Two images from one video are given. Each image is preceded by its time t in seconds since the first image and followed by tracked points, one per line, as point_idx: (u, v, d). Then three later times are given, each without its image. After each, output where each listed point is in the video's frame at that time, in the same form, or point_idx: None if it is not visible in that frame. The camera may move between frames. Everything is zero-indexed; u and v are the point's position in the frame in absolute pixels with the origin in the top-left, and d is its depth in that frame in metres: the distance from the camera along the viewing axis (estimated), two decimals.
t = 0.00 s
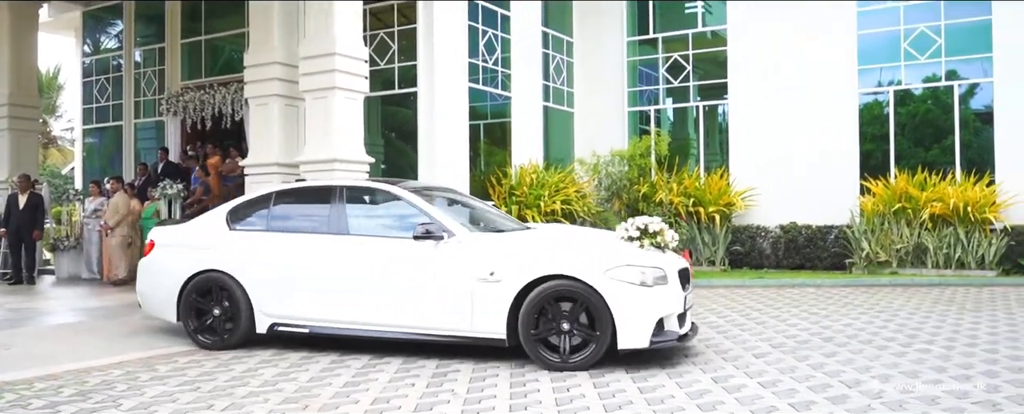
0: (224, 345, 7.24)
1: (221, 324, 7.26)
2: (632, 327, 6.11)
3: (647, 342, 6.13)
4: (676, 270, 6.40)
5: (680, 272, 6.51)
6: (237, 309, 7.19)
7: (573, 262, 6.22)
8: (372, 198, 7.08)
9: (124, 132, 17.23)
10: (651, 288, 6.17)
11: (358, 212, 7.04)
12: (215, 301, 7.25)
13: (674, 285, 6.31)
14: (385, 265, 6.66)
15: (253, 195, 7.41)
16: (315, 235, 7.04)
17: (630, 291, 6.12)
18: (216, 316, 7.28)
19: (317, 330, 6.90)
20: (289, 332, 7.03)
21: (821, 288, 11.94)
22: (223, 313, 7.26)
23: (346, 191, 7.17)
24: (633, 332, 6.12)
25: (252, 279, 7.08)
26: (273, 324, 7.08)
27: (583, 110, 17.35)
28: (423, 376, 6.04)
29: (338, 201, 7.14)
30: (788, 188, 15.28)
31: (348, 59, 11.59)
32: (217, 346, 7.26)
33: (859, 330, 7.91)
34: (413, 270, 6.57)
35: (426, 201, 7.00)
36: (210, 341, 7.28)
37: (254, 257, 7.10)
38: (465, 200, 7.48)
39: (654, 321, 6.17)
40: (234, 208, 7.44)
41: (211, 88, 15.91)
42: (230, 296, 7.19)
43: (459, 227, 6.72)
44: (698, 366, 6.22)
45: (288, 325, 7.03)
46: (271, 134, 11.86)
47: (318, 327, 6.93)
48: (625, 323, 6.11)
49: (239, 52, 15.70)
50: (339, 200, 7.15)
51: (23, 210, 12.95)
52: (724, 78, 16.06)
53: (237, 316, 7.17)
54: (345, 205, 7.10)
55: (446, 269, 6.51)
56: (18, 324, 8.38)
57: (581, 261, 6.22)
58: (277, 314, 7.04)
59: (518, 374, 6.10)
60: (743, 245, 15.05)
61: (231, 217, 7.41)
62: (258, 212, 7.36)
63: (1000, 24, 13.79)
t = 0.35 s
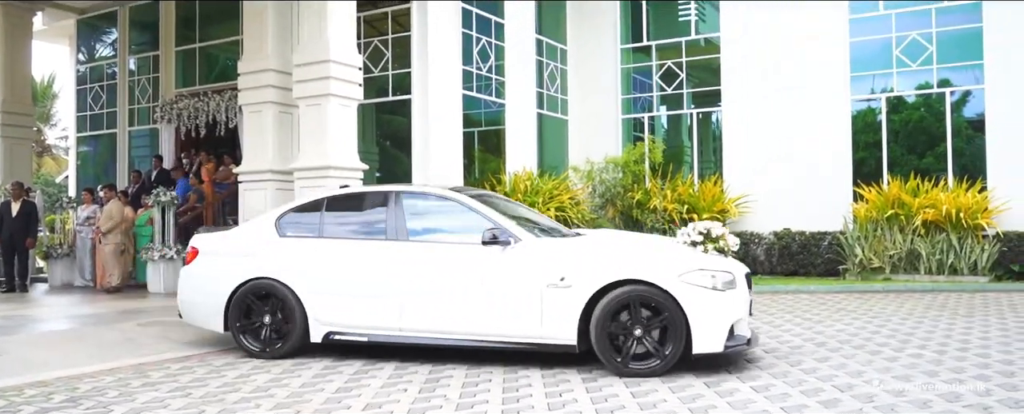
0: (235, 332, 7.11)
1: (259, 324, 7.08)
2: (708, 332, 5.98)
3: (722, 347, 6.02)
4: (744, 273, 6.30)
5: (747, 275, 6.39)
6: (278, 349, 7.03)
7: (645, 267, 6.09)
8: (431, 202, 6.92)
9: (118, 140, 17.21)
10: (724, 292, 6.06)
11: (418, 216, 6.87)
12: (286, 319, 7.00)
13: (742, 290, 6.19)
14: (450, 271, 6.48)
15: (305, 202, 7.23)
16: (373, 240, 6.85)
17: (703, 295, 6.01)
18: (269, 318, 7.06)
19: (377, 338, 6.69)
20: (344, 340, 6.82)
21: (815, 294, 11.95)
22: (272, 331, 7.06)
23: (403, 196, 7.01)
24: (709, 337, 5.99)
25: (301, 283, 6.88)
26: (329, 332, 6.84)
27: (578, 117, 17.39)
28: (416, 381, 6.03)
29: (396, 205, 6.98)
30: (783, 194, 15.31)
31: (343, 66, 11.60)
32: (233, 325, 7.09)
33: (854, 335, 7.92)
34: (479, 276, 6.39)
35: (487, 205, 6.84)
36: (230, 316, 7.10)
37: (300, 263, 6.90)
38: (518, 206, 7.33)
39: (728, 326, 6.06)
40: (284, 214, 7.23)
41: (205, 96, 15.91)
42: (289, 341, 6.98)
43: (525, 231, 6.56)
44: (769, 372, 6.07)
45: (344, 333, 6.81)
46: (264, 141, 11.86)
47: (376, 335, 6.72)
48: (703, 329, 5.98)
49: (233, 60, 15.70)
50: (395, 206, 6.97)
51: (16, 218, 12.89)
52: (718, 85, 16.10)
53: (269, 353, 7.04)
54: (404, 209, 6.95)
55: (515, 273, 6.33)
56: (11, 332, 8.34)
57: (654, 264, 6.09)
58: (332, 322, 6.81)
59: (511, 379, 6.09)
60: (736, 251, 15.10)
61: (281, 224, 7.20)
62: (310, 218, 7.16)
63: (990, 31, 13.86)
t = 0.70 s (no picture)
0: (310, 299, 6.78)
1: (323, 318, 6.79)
2: (783, 339, 5.91)
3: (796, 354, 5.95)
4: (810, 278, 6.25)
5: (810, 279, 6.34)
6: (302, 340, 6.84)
7: (720, 273, 5.99)
8: (494, 209, 6.71)
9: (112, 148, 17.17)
10: (797, 299, 6.00)
11: (483, 223, 6.68)
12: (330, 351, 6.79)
13: (811, 295, 6.14)
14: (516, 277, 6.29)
15: (362, 208, 7.01)
16: (435, 248, 6.65)
17: (778, 301, 5.94)
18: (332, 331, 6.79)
19: (442, 348, 6.47)
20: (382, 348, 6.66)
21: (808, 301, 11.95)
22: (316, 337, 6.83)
23: (463, 203, 6.80)
24: (783, 344, 5.91)
25: (358, 286, 6.65)
26: (389, 342, 6.61)
27: (572, 125, 17.40)
28: (409, 389, 6.00)
29: (456, 212, 6.76)
30: (778, 202, 15.33)
31: (337, 74, 11.60)
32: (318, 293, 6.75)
33: (849, 342, 7.90)
34: (547, 282, 6.22)
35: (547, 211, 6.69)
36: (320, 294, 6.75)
37: (354, 270, 6.69)
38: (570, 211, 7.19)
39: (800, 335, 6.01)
40: (340, 221, 7.00)
41: (199, 104, 15.86)
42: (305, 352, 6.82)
43: (593, 238, 6.40)
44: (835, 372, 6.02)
45: (406, 342, 6.58)
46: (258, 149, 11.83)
47: (439, 343, 6.51)
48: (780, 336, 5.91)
49: (227, 68, 15.69)
50: (456, 213, 6.78)
51: (7, 226, 12.84)
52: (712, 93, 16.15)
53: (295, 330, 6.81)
54: (467, 216, 6.73)
55: (567, 278, 6.21)
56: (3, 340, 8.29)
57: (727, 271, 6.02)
58: (395, 331, 6.59)
59: (504, 387, 6.04)
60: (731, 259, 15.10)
61: (337, 230, 6.98)
62: (367, 225, 6.95)
63: (982, 40, 13.92)
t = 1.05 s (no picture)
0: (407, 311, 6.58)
1: (395, 332, 6.64)
2: (858, 342, 6.00)
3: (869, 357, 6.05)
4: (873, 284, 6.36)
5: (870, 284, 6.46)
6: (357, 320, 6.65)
7: (795, 279, 6.06)
8: (559, 216, 6.68)
9: (107, 155, 17.14)
10: (869, 303, 6.08)
11: (551, 230, 6.62)
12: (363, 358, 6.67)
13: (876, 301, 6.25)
14: (585, 283, 6.30)
15: (423, 216, 6.92)
16: (502, 254, 6.56)
17: (853, 306, 6.02)
18: (388, 348, 6.65)
19: (511, 355, 6.40)
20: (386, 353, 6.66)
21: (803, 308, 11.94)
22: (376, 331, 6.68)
23: (528, 209, 6.75)
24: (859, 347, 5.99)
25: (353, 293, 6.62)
26: (458, 349, 6.51)
27: (567, 132, 17.41)
28: (403, 395, 5.98)
29: (522, 218, 6.70)
30: (773, 208, 15.34)
31: (333, 80, 11.60)
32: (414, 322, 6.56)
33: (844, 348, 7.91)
34: (618, 288, 6.24)
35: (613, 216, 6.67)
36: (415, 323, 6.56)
37: (414, 274, 6.60)
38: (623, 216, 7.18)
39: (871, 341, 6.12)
40: (402, 229, 6.89)
41: (194, 111, 15.81)
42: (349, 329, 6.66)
43: (663, 244, 6.40)
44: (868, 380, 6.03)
45: (473, 350, 6.48)
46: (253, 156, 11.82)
47: (508, 350, 6.43)
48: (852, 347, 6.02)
49: (222, 75, 15.68)
50: (522, 217, 6.72)
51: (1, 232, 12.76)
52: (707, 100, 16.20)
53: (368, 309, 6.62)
54: (533, 223, 6.67)
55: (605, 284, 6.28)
56: None
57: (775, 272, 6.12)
58: (462, 338, 6.49)
59: (498, 393, 6.00)
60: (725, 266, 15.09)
61: (399, 239, 6.86)
62: (429, 232, 6.84)
63: (975, 47, 13.98)
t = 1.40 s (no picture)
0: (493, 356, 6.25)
1: (463, 355, 6.33)
2: (934, 347, 5.94)
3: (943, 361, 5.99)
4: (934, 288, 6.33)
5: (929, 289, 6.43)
6: (456, 315, 6.28)
7: (872, 284, 5.97)
8: (628, 221, 6.45)
9: (102, 162, 17.11)
10: (941, 308, 6.04)
11: (621, 235, 6.39)
12: (421, 342, 6.33)
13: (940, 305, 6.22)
14: (658, 289, 6.08)
15: (485, 219, 6.59)
16: (573, 260, 6.29)
17: (927, 312, 5.96)
18: (446, 355, 6.35)
19: (585, 363, 6.13)
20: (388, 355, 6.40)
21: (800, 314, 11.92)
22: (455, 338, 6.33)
23: (596, 214, 6.50)
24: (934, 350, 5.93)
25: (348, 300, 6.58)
26: (530, 357, 6.21)
27: (564, 139, 17.42)
28: (400, 403, 5.96)
29: (591, 224, 6.44)
30: (770, 215, 15.35)
31: (329, 88, 11.59)
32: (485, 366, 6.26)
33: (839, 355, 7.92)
34: (697, 294, 6.04)
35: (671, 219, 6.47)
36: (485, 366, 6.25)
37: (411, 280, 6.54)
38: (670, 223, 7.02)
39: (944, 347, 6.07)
40: (462, 233, 6.55)
41: (189, 118, 15.80)
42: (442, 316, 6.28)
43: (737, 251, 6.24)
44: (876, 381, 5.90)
45: (547, 358, 6.19)
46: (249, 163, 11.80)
47: (582, 358, 6.16)
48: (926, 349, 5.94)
49: (218, 82, 15.67)
50: (591, 222, 6.46)
51: None
52: (703, 107, 16.22)
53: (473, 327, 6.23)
54: (603, 228, 6.43)
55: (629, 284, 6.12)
56: None
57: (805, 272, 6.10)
58: (533, 346, 6.20)
59: (495, 400, 5.96)
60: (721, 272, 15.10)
61: (462, 243, 6.52)
62: (493, 236, 6.52)
63: (969, 55, 14.02)
